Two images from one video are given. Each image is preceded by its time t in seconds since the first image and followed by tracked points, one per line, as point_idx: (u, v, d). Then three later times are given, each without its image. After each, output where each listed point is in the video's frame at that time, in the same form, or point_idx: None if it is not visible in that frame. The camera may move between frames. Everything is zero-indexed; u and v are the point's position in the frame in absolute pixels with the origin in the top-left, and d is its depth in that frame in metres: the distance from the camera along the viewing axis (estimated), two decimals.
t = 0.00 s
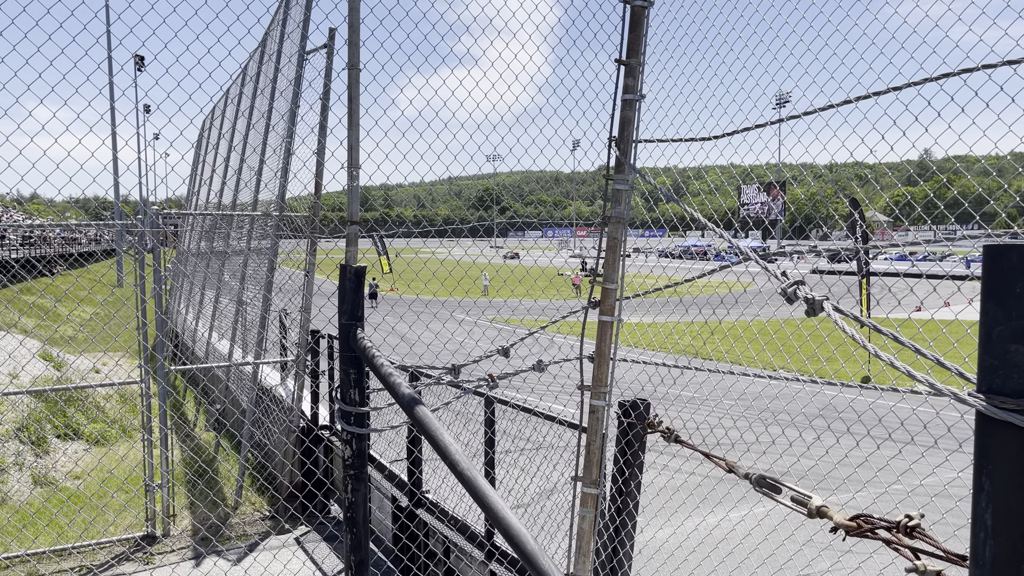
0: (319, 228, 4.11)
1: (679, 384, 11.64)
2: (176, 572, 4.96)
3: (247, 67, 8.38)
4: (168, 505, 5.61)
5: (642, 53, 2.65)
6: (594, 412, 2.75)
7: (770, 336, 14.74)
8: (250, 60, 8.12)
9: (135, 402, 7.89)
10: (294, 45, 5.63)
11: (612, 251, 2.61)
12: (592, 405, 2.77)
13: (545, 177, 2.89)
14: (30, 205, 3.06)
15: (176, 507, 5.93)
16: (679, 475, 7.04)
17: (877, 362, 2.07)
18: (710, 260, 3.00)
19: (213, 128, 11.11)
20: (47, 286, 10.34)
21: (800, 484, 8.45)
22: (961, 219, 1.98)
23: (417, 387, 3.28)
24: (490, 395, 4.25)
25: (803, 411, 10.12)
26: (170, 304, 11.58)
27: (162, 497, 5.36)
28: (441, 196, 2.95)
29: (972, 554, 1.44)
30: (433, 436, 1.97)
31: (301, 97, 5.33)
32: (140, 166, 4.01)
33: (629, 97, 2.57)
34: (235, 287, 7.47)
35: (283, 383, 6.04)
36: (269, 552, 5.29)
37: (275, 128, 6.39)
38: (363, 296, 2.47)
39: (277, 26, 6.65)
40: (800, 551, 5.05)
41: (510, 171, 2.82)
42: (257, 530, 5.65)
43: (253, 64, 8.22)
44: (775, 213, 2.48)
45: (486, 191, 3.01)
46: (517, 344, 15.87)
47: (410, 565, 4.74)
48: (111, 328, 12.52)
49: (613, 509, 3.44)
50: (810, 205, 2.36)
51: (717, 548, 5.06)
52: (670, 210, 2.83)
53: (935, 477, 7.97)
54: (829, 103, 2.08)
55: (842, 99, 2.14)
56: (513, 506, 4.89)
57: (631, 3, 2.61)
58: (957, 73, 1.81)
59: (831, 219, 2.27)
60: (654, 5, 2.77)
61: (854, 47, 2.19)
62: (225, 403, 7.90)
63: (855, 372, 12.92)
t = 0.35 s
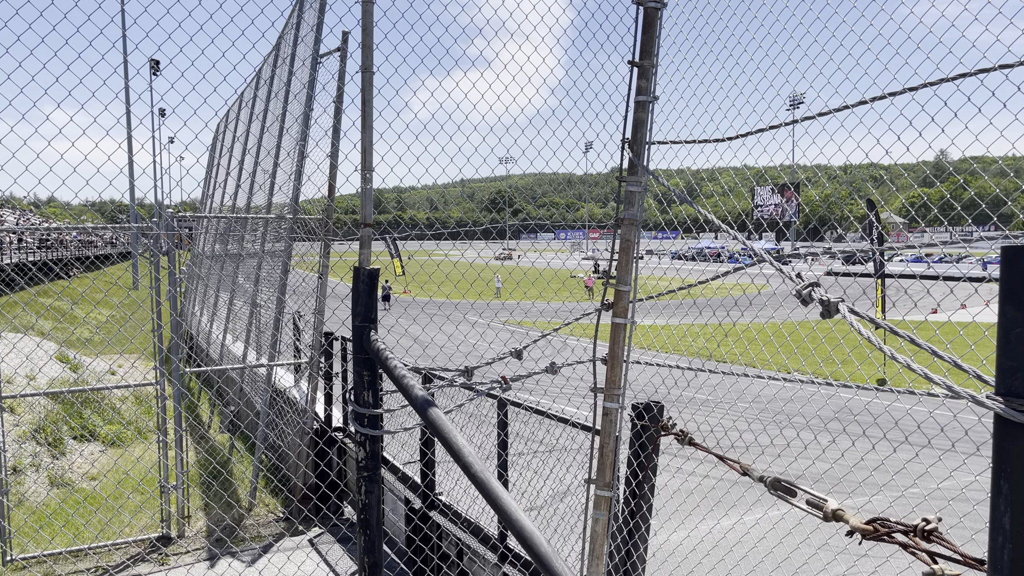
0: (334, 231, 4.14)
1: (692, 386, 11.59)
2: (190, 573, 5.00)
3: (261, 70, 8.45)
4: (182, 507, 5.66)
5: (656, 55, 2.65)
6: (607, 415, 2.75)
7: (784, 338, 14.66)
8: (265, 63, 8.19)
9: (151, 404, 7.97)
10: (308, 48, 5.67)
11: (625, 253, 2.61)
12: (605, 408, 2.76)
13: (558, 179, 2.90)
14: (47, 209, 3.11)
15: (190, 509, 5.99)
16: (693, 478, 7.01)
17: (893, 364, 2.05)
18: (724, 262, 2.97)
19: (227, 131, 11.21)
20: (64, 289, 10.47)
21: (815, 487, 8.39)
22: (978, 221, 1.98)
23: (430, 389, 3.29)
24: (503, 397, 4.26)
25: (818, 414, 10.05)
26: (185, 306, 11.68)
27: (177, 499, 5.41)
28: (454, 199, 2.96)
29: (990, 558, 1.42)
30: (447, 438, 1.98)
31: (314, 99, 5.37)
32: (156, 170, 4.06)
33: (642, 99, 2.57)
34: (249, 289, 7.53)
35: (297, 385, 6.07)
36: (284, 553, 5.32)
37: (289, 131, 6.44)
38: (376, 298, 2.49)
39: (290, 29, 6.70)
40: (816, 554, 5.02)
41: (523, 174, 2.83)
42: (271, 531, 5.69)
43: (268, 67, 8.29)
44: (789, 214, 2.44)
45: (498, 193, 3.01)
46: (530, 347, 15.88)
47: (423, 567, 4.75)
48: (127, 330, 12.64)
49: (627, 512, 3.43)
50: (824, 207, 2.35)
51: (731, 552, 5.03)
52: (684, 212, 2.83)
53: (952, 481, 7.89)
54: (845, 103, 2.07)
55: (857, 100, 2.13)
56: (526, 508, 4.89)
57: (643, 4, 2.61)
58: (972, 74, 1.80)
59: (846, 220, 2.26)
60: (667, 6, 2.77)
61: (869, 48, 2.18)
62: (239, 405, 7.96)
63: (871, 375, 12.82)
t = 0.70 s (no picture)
0: (349, 232, 4.16)
1: (706, 387, 11.54)
2: (206, 573, 5.05)
3: (276, 73, 8.52)
4: (198, 507, 5.71)
5: (670, 55, 2.65)
6: (622, 416, 2.75)
7: (800, 339, 14.56)
8: (279, 66, 8.25)
9: (167, 404, 8.04)
10: (322, 50, 5.71)
11: (639, 253, 2.61)
12: (620, 409, 2.76)
13: (571, 180, 2.91)
14: (65, 210, 3.15)
15: (206, 509, 6.04)
16: (708, 480, 6.98)
17: (911, 365, 2.03)
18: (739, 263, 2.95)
19: (243, 134, 11.30)
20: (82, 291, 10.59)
21: (832, 489, 8.33)
22: (996, 221, 1.97)
23: (444, 390, 3.30)
24: (518, 397, 4.26)
25: (834, 415, 9.98)
26: (201, 308, 11.79)
27: (193, 499, 5.46)
28: (467, 200, 2.96)
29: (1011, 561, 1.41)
30: (462, 439, 1.99)
31: (329, 101, 5.40)
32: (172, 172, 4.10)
33: (657, 99, 2.57)
34: (264, 290, 7.58)
35: (312, 386, 6.11)
36: (299, 554, 5.35)
37: (303, 134, 6.48)
38: (391, 300, 2.50)
39: (305, 32, 6.75)
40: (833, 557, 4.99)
41: (536, 175, 2.85)
42: (286, 532, 5.73)
43: (282, 70, 8.35)
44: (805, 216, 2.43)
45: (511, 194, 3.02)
46: (543, 348, 15.89)
47: (438, 568, 4.76)
48: (144, 332, 12.78)
49: (641, 514, 3.43)
50: (840, 207, 2.32)
51: (746, 553, 5.01)
52: (699, 213, 2.83)
53: (971, 483, 7.81)
54: (861, 102, 2.06)
55: (873, 100, 2.12)
56: (540, 509, 4.89)
57: (658, 4, 2.60)
58: (989, 73, 1.79)
59: (863, 221, 2.24)
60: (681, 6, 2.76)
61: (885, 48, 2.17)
62: (255, 406, 8.01)
63: (888, 376, 12.72)
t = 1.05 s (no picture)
0: (364, 232, 4.18)
1: (721, 387, 11.49)
2: (224, 571, 5.09)
3: (291, 74, 8.58)
4: (215, 506, 5.77)
5: (686, 53, 2.64)
6: (638, 416, 2.75)
7: (817, 339, 14.45)
8: (295, 66, 8.31)
9: (183, 404, 8.12)
10: (337, 51, 5.75)
11: (655, 253, 2.60)
12: (636, 409, 2.76)
13: (586, 179, 2.92)
14: (84, 211, 3.19)
15: (223, 507, 6.10)
16: (724, 480, 6.96)
17: (930, 365, 2.01)
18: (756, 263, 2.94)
19: (259, 135, 11.39)
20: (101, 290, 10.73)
21: (850, 490, 8.27)
22: (1016, 219, 1.97)
23: (459, 390, 3.31)
24: (532, 397, 4.27)
25: (851, 415, 9.90)
26: (218, 308, 11.90)
27: (210, 497, 5.52)
28: (481, 200, 2.96)
29: None
30: (477, 438, 1.99)
31: (344, 102, 5.43)
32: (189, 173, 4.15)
33: (672, 98, 2.57)
34: (279, 290, 7.64)
35: (327, 385, 6.15)
36: (315, 553, 5.39)
37: (318, 134, 6.52)
38: (406, 299, 2.52)
39: (320, 33, 6.80)
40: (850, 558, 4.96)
41: (551, 175, 2.85)
42: (302, 531, 5.77)
43: (297, 70, 8.41)
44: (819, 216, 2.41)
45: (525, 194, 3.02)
46: (557, 348, 15.90)
47: (453, 567, 4.77)
48: (161, 331, 12.92)
49: (657, 513, 3.43)
50: (858, 206, 2.30)
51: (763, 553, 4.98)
52: (714, 211, 2.83)
53: (991, 485, 7.72)
54: (879, 100, 2.05)
55: (891, 97, 2.11)
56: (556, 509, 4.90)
57: (673, 3, 2.60)
58: (1009, 70, 1.77)
59: (880, 219, 2.21)
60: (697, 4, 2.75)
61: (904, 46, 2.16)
62: (271, 405, 8.07)
63: (906, 376, 12.62)
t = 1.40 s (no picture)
0: (381, 231, 4.21)
1: (738, 387, 11.42)
2: (243, 568, 5.15)
3: (308, 74, 8.65)
4: (234, 503, 5.83)
5: (703, 50, 2.63)
6: (655, 415, 2.74)
7: (836, 338, 14.33)
8: (312, 66, 8.38)
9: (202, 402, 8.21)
10: (354, 51, 5.79)
11: (672, 251, 2.60)
12: (653, 408, 2.75)
13: (603, 178, 2.92)
14: (104, 211, 3.23)
15: (241, 505, 6.16)
16: (742, 479, 6.92)
17: (953, 364, 1.99)
18: (773, 260, 2.94)
19: (277, 134, 11.49)
20: (121, 289, 10.86)
21: (869, 490, 8.19)
22: None
23: (475, 388, 3.32)
24: (549, 395, 4.28)
25: (871, 415, 9.81)
26: (237, 306, 12.00)
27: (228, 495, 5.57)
28: (497, 198, 2.97)
29: None
30: (494, 436, 2.00)
31: (360, 101, 5.47)
32: (208, 173, 4.19)
33: (690, 96, 2.56)
34: (297, 289, 7.70)
35: (344, 384, 6.19)
36: (333, 550, 5.43)
37: (336, 133, 6.57)
38: (424, 298, 2.53)
39: (337, 32, 6.84)
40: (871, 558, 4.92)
41: (567, 173, 2.86)
42: (320, 529, 5.82)
43: (314, 70, 8.47)
44: (840, 211, 2.38)
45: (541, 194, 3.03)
46: (573, 347, 15.90)
47: (470, 565, 4.78)
48: (180, 330, 13.05)
49: (675, 512, 3.41)
50: (877, 204, 2.32)
51: (781, 553, 4.96)
52: (733, 210, 2.83)
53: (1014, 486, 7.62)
54: (899, 97, 2.04)
55: (911, 94, 2.10)
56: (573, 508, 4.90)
57: None
58: None
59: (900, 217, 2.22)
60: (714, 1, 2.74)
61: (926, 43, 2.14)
62: (289, 403, 8.14)
63: (926, 376, 12.49)
